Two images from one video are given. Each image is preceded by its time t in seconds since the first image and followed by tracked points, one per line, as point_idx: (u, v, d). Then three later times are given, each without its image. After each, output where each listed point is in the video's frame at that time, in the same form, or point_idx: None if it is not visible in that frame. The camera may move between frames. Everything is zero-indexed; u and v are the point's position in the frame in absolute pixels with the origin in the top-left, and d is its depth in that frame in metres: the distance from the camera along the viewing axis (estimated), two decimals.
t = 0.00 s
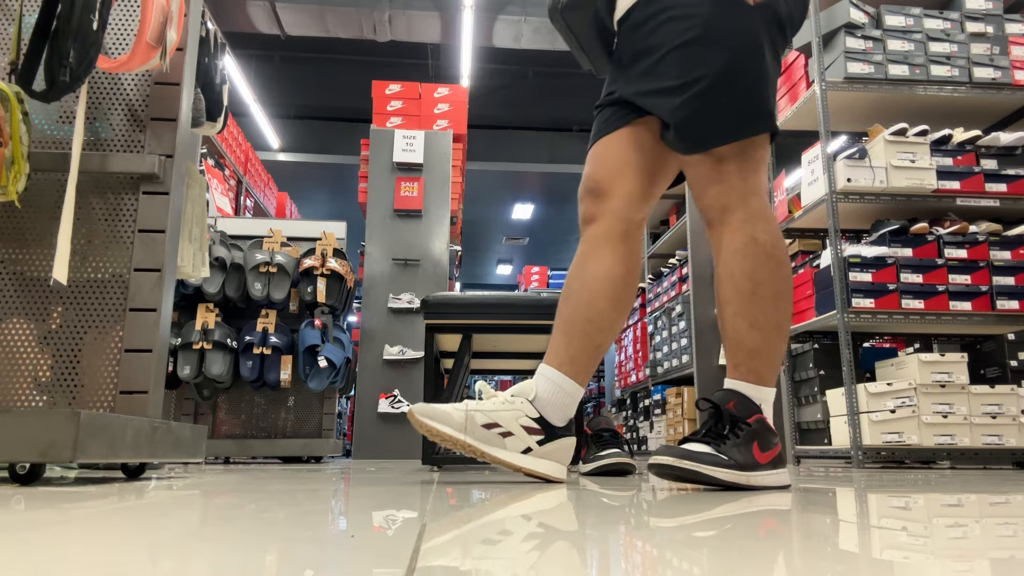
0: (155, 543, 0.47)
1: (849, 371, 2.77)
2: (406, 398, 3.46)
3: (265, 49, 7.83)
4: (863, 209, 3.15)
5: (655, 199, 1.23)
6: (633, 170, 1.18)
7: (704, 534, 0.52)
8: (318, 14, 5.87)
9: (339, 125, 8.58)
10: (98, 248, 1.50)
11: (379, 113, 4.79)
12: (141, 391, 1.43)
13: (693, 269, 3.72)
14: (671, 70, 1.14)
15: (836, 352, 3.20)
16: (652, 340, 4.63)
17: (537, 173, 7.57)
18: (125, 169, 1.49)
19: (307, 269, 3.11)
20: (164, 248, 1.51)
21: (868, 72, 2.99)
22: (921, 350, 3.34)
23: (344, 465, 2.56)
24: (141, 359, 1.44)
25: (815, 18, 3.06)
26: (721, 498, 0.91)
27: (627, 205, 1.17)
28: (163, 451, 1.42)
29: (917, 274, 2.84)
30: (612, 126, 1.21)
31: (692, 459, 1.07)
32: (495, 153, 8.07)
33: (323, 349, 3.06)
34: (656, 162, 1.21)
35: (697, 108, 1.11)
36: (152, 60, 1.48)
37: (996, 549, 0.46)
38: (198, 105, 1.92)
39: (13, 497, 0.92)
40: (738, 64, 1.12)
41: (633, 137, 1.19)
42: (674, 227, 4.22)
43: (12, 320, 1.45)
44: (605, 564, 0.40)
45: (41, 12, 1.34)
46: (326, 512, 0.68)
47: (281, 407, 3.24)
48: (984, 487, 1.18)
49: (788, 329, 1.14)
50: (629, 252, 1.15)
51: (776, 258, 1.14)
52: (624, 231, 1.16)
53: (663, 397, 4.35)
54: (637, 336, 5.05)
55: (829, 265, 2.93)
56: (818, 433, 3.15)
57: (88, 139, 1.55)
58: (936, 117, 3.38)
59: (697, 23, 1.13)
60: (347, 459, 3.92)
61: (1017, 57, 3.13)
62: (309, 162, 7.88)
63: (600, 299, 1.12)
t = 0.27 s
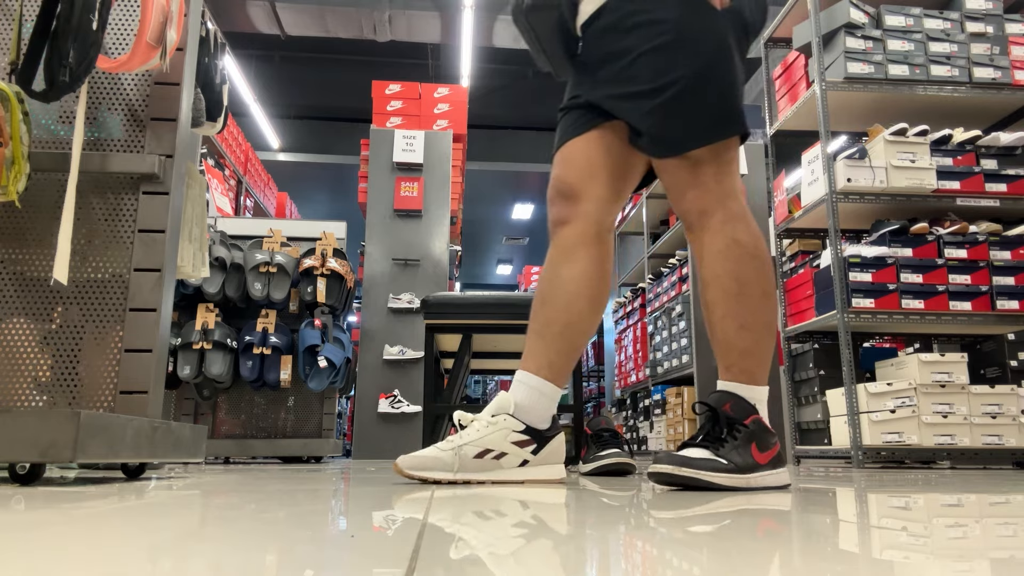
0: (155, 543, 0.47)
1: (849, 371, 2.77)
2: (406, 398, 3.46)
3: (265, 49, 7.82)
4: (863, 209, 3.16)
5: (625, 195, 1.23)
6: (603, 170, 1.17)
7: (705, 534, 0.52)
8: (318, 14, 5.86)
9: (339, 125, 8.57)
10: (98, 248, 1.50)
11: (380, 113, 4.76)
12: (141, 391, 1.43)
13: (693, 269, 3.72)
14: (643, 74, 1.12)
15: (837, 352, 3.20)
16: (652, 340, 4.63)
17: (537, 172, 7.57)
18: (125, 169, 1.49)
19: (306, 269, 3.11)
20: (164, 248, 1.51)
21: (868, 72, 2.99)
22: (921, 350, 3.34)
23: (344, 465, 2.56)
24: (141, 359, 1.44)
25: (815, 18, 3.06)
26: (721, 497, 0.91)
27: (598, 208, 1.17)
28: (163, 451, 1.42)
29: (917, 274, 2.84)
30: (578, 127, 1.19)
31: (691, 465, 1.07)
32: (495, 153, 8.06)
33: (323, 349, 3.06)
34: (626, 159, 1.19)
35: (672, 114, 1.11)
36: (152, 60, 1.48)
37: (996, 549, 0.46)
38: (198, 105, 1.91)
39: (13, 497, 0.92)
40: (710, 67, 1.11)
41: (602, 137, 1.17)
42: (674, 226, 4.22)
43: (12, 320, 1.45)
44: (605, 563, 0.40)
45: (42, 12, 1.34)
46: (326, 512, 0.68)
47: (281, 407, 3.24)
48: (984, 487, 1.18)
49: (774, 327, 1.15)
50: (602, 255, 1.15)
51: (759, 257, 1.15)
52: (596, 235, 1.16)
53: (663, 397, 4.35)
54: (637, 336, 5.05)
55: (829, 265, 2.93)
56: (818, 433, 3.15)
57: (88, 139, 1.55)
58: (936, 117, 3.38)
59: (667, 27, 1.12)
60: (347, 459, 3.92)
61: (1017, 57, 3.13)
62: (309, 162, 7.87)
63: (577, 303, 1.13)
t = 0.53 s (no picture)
0: (155, 543, 0.47)
1: (849, 371, 2.77)
2: (406, 397, 3.46)
3: (265, 49, 7.83)
4: (863, 209, 3.16)
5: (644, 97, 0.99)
6: (587, 70, 0.98)
7: (705, 534, 0.52)
8: (318, 15, 5.86)
9: (339, 125, 8.58)
10: (97, 247, 1.50)
11: (379, 113, 4.83)
12: (141, 391, 1.43)
13: (693, 269, 3.72)
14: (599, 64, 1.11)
15: (837, 352, 3.20)
16: (652, 340, 4.63)
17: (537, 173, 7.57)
18: (125, 169, 1.49)
19: (307, 269, 3.11)
20: (164, 248, 1.51)
21: (868, 72, 3.00)
22: (921, 350, 3.34)
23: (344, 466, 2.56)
24: (141, 359, 1.44)
25: (815, 19, 3.07)
26: (721, 497, 0.91)
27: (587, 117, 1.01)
28: (164, 451, 1.43)
29: (917, 274, 2.84)
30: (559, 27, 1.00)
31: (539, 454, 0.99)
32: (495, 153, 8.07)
33: (323, 349, 3.06)
34: (632, 62, 0.97)
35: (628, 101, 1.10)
36: (152, 60, 1.48)
37: (996, 549, 0.46)
38: (198, 105, 1.91)
39: (13, 497, 0.92)
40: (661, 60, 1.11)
41: (594, 26, 0.98)
42: (673, 227, 4.22)
43: (11, 320, 1.45)
44: (605, 563, 0.40)
45: (41, 12, 1.34)
46: (326, 512, 0.68)
47: (281, 407, 3.24)
48: (984, 486, 1.18)
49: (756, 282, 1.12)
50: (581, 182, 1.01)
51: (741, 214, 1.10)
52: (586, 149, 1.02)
53: (663, 397, 4.35)
54: (637, 336, 5.06)
55: (829, 265, 2.93)
56: (818, 433, 3.15)
57: (88, 139, 1.55)
58: (936, 117, 3.38)
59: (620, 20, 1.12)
60: (347, 459, 3.92)
61: (1017, 57, 3.13)
62: (309, 162, 7.88)
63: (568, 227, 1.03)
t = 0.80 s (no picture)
0: (155, 543, 0.47)
1: (849, 371, 2.77)
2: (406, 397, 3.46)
3: (265, 49, 7.82)
4: (863, 209, 3.16)
5: (578, 93, 1.05)
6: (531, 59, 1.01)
7: (705, 534, 0.52)
8: (318, 15, 5.85)
9: (339, 125, 8.58)
10: (97, 247, 1.50)
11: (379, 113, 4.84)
12: (141, 391, 1.43)
13: (693, 269, 3.72)
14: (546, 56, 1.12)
15: (837, 352, 3.20)
16: (652, 340, 4.63)
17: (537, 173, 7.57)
18: (125, 169, 1.49)
19: (306, 269, 3.11)
20: (164, 248, 1.51)
21: (868, 72, 3.00)
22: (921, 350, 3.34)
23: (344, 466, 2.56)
24: (141, 359, 1.44)
25: (815, 19, 3.07)
26: (721, 497, 0.91)
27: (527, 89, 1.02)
28: (164, 451, 1.42)
29: (917, 274, 2.84)
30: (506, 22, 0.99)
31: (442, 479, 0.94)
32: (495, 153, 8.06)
33: (323, 349, 3.06)
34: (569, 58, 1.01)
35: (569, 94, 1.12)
36: (152, 60, 1.48)
37: (997, 549, 0.46)
38: (198, 105, 1.91)
39: (12, 497, 0.92)
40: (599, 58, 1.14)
41: (542, 13, 0.98)
42: (673, 227, 4.22)
43: (11, 320, 1.45)
44: (605, 563, 0.40)
45: (41, 12, 1.34)
46: (326, 512, 0.68)
47: (281, 407, 3.24)
48: (984, 487, 1.18)
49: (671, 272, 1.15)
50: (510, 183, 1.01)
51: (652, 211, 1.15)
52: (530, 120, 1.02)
53: (663, 397, 4.35)
54: (638, 336, 5.06)
55: (829, 265, 2.93)
56: (818, 433, 3.15)
57: (88, 139, 1.55)
58: (936, 117, 3.38)
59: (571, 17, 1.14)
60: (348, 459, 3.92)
61: (1017, 57, 3.12)
62: (309, 162, 7.88)
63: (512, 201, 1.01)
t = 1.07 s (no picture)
0: (155, 543, 0.47)
1: (849, 371, 2.77)
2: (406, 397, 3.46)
3: (265, 50, 7.82)
4: (863, 209, 3.16)
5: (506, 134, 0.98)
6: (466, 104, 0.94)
7: (705, 534, 0.53)
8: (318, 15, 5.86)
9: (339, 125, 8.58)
10: (97, 247, 1.50)
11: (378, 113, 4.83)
12: (141, 391, 1.43)
13: (693, 269, 3.72)
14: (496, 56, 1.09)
15: (837, 352, 3.20)
16: (652, 340, 4.63)
17: (537, 172, 7.57)
18: (125, 169, 1.49)
19: (306, 269, 3.11)
20: (164, 248, 1.51)
21: (868, 72, 3.00)
22: (921, 350, 3.34)
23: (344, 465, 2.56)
24: (141, 360, 1.44)
25: (815, 19, 3.07)
26: (721, 497, 0.91)
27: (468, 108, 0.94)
28: (163, 451, 1.43)
29: (917, 274, 2.84)
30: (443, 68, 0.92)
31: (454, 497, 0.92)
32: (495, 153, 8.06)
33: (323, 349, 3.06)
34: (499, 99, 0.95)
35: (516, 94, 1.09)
36: (152, 59, 1.48)
37: (997, 549, 0.46)
38: (198, 105, 1.91)
39: (13, 497, 0.92)
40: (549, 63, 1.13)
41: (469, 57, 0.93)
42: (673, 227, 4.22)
43: (11, 320, 1.45)
44: (604, 563, 0.40)
45: (42, 12, 1.33)
46: (326, 512, 0.68)
47: (281, 407, 3.24)
48: (984, 487, 1.18)
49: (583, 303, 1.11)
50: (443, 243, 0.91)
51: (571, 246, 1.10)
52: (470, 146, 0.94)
53: (663, 397, 4.35)
54: (638, 336, 5.06)
55: (829, 265, 2.93)
56: (818, 433, 3.15)
57: (88, 139, 1.55)
58: (935, 117, 3.38)
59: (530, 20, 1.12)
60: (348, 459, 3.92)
61: (1017, 57, 3.12)
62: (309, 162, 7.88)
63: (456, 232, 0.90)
